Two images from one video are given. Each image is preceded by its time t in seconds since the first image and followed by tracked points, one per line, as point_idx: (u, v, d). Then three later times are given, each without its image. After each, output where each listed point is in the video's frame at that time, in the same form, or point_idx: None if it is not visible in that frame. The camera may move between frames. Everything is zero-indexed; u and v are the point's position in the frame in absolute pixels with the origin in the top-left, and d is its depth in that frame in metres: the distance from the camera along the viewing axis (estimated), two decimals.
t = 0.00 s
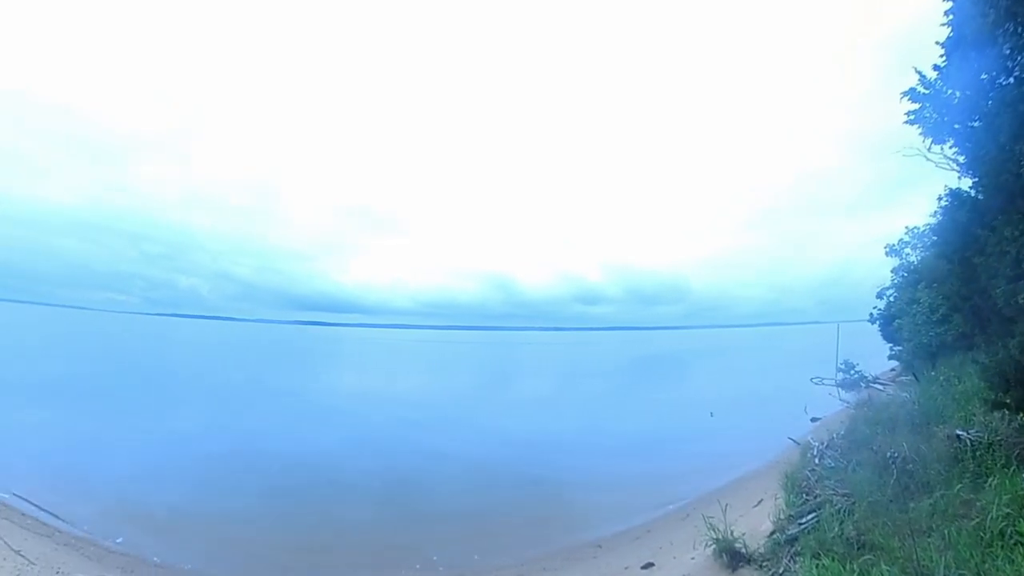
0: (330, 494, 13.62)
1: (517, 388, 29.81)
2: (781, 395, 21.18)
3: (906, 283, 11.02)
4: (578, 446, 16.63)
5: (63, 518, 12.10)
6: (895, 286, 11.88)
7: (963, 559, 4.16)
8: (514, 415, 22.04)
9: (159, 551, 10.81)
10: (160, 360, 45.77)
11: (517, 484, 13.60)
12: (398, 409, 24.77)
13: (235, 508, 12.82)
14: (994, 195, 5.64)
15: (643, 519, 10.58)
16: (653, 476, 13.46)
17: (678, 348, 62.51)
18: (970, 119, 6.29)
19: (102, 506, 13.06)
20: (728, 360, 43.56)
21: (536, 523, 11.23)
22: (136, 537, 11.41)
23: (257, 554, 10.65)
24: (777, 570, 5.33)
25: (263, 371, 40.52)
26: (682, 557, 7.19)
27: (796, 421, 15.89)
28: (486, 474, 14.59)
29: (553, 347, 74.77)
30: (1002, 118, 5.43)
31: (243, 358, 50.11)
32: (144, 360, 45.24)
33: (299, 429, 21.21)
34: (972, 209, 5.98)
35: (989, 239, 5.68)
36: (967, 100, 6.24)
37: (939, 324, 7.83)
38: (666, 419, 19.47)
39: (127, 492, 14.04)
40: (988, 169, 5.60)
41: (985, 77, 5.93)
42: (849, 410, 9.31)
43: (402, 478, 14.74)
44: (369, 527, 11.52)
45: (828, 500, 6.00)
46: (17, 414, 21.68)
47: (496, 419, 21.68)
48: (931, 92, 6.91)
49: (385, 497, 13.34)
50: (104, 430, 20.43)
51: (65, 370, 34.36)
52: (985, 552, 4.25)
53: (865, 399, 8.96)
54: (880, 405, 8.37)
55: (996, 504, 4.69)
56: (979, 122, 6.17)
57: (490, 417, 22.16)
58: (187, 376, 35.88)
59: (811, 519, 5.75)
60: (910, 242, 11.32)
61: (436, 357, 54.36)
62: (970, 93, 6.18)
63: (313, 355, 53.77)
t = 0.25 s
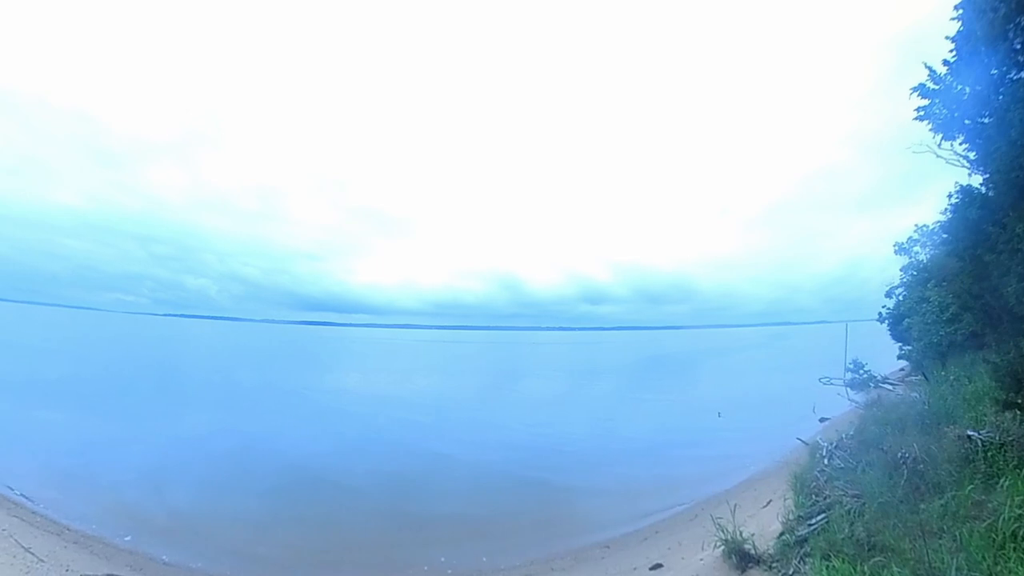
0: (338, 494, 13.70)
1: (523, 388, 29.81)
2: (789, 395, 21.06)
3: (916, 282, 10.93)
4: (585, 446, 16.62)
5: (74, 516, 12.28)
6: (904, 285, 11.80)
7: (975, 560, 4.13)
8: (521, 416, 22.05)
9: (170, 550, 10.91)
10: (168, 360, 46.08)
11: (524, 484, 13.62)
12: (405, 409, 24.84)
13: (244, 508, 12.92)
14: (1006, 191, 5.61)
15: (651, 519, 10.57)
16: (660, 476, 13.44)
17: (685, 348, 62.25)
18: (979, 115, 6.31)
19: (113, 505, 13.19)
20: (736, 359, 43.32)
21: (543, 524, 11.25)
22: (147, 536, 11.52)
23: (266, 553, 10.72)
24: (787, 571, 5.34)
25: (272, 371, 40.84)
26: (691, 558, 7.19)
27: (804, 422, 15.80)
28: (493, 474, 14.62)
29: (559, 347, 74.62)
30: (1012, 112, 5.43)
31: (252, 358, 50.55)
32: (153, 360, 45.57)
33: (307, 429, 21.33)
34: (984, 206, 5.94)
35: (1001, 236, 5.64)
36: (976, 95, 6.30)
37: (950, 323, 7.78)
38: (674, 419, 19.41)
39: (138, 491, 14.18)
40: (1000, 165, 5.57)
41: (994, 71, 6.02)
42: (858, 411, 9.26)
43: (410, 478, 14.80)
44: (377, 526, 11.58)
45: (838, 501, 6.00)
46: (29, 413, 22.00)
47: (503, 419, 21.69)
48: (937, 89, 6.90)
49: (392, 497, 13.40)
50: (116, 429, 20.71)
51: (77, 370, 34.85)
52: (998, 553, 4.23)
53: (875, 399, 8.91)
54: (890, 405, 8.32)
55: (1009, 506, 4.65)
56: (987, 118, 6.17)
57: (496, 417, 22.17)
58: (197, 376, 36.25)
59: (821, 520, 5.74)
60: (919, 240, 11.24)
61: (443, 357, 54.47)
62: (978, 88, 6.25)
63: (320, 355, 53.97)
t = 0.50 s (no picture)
0: (348, 494, 13.79)
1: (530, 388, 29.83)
2: (798, 395, 20.97)
3: (926, 281, 10.89)
4: (594, 446, 16.65)
5: (88, 514, 12.44)
6: (915, 283, 11.75)
7: (989, 561, 4.14)
8: (529, 416, 22.08)
9: (183, 548, 11.04)
10: (177, 360, 46.39)
11: (533, 484, 13.67)
12: (413, 409, 24.93)
13: (255, 507, 13.03)
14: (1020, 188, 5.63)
15: (661, 519, 10.59)
16: (669, 476, 13.43)
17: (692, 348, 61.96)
18: (990, 109, 6.79)
19: (126, 504, 13.34)
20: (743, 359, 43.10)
21: (553, 523, 11.30)
22: (160, 533, 11.64)
23: (278, 551, 10.83)
24: (799, 571, 5.35)
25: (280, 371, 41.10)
26: (702, 559, 7.20)
27: (814, 422, 15.73)
28: (502, 474, 14.67)
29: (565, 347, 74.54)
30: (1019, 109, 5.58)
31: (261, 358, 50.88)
32: (161, 360, 45.88)
33: (316, 429, 21.45)
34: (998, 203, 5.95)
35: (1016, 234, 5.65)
36: (987, 90, 6.79)
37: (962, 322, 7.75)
38: (682, 419, 19.38)
39: (151, 490, 14.33)
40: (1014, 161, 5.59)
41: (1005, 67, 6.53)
42: (869, 410, 9.24)
43: (419, 478, 14.88)
44: (388, 526, 11.66)
45: (849, 501, 6.00)
46: (43, 412, 22.29)
47: (511, 419, 21.74)
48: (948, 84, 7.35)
49: (402, 497, 13.49)
50: (127, 429, 20.93)
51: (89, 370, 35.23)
52: (1011, 553, 4.23)
53: (886, 399, 8.88)
54: (901, 405, 8.29)
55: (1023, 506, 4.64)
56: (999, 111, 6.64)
57: (504, 417, 22.22)
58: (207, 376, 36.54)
59: (833, 520, 5.75)
60: (931, 239, 11.20)
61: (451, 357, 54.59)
62: (990, 83, 6.75)
63: (327, 355, 54.17)
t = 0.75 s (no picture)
0: (358, 493, 13.92)
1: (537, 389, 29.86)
2: (807, 395, 20.89)
3: (936, 279, 10.85)
4: (602, 447, 16.67)
5: (101, 514, 12.61)
6: (924, 282, 11.72)
7: (998, 562, 4.16)
8: (536, 416, 22.12)
9: (196, 547, 11.17)
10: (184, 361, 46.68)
11: (542, 484, 13.75)
12: (421, 409, 25.06)
13: (266, 507, 13.16)
14: None
15: (669, 519, 10.63)
16: (677, 476, 13.47)
17: (698, 348, 61.72)
18: (1001, 106, 6.87)
19: (139, 504, 13.50)
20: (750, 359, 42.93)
21: (562, 523, 11.37)
22: (173, 532, 11.81)
23: (290, 551, 10.96)
24: (809, 572, 5.38)
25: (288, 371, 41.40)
26: (711, 559, 7.23)
27: (823, 422, 15.69)
28: (511, 474, 14.75)
29: (571, 347, 74.47)
30: None
31: (269, 359, 51.23)
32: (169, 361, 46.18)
33: (324, 429, 21.59)
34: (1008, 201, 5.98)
35: None
36: (997, 86, 6.87)
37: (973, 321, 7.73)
38: (690, 419, 19.37)
39: (162, 490, 14.49)
40: None
41: (1013, 63, 6.58)
42: (878, 410, 9.23)
43: (428, 478, 15.00)
44: (398, 526, 11.76)
45: (858, 501, 6.03)
46: (55, 412, 22.60)
47: (518, 419, 21.80)
48: (957, 81, 7.40)
49: (412, 496, 13.59)
50: (138, 429, 21.17)
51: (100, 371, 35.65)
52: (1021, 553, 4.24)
53: (894, 399, 8.88)
54: (910, 405, 8.28)
55: None
56: (1009, 108, 6.73)
57: (511, 417, 22.28)
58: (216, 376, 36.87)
59: (842, 520, 5.78)
60: (939, 237, 11.16)
61: (457, 357, 54.77)
62: (999, 80, 6.83)
63: (333, 356, 54.40)
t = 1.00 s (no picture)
0: (367, 493, 14.00)
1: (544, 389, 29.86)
2: (815, 395, 20.78)
3: (945, 278, 10.78)
4: (609, 447, 16.67)
5: (113, 512, 12.80)
6: (933, 281, 11.65)
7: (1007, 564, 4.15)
8: (543, 416, 22.13)
9: (206, 545, 11.31)
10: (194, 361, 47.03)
11: (549, 484, 13.78)
12: (428, 409, 25.14)
13: (276, 506, 13.29)
14: None
15: (677, 519, 10.63)
16: (684, 476, 13.46)
17: (706, 348, 61.45)
18: (1012, 102, 6.83)
19: (151, 502, 13.67)
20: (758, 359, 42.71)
21: (569, 523, 11.40)
22: (185, 531, 11.96)
23: (300, 549, 11.07)
24: (817, 572, 5.39)
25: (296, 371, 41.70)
26: (719, 559, 7.24)
27: (831, 422, 15.62)
28: (518, 474, 14.79)
29: (578, 347, 74.37)
30: None
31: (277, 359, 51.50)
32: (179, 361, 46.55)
33: (332, 429, 21.72)
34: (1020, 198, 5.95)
35: None
36: (1008, 82, 6.83)
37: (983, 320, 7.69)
38: (697, 419, 19.33)
39: (173, 489, 14.65)
40: None
41: None
42: (887, 410, 9.19)
43: (435, 477, 15.07)
44: (406, 526, 11.84)
45: (867, 502, 6.03)
46: (68, 412, 22.92)
47: (525, 419, 21.83)
48: (967, 76, 7.35)
49: (419, 496, 13.67)
50: (149, 429, 21.41)
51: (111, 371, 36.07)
52: None
53: (904, 399, 8.84)
54: (919, 405, 8.25)
55: None
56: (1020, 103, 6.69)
57: (518, 417, 22.32)
58: (224, 376, 37.18)
59: (850, 521, 5.78)
60: (949, 235, 11.09)
61: (464, 358, 54.90)
62: (1010, 75, 6.80)
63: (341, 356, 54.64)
